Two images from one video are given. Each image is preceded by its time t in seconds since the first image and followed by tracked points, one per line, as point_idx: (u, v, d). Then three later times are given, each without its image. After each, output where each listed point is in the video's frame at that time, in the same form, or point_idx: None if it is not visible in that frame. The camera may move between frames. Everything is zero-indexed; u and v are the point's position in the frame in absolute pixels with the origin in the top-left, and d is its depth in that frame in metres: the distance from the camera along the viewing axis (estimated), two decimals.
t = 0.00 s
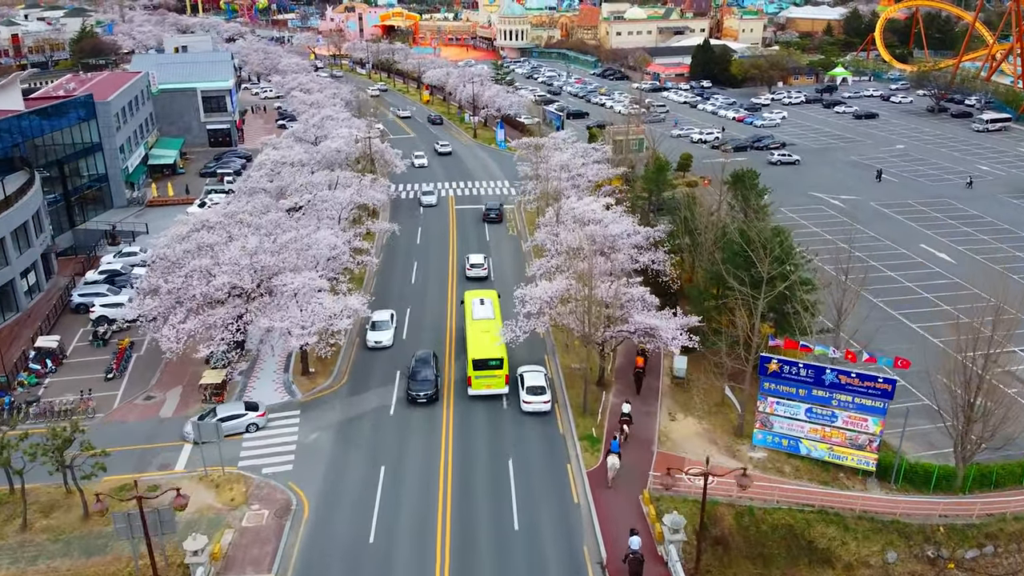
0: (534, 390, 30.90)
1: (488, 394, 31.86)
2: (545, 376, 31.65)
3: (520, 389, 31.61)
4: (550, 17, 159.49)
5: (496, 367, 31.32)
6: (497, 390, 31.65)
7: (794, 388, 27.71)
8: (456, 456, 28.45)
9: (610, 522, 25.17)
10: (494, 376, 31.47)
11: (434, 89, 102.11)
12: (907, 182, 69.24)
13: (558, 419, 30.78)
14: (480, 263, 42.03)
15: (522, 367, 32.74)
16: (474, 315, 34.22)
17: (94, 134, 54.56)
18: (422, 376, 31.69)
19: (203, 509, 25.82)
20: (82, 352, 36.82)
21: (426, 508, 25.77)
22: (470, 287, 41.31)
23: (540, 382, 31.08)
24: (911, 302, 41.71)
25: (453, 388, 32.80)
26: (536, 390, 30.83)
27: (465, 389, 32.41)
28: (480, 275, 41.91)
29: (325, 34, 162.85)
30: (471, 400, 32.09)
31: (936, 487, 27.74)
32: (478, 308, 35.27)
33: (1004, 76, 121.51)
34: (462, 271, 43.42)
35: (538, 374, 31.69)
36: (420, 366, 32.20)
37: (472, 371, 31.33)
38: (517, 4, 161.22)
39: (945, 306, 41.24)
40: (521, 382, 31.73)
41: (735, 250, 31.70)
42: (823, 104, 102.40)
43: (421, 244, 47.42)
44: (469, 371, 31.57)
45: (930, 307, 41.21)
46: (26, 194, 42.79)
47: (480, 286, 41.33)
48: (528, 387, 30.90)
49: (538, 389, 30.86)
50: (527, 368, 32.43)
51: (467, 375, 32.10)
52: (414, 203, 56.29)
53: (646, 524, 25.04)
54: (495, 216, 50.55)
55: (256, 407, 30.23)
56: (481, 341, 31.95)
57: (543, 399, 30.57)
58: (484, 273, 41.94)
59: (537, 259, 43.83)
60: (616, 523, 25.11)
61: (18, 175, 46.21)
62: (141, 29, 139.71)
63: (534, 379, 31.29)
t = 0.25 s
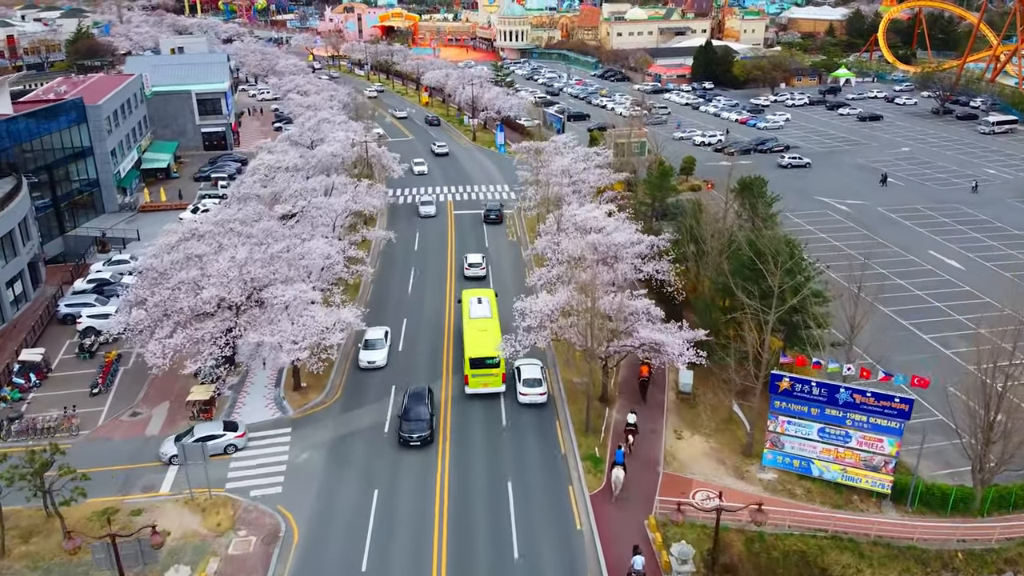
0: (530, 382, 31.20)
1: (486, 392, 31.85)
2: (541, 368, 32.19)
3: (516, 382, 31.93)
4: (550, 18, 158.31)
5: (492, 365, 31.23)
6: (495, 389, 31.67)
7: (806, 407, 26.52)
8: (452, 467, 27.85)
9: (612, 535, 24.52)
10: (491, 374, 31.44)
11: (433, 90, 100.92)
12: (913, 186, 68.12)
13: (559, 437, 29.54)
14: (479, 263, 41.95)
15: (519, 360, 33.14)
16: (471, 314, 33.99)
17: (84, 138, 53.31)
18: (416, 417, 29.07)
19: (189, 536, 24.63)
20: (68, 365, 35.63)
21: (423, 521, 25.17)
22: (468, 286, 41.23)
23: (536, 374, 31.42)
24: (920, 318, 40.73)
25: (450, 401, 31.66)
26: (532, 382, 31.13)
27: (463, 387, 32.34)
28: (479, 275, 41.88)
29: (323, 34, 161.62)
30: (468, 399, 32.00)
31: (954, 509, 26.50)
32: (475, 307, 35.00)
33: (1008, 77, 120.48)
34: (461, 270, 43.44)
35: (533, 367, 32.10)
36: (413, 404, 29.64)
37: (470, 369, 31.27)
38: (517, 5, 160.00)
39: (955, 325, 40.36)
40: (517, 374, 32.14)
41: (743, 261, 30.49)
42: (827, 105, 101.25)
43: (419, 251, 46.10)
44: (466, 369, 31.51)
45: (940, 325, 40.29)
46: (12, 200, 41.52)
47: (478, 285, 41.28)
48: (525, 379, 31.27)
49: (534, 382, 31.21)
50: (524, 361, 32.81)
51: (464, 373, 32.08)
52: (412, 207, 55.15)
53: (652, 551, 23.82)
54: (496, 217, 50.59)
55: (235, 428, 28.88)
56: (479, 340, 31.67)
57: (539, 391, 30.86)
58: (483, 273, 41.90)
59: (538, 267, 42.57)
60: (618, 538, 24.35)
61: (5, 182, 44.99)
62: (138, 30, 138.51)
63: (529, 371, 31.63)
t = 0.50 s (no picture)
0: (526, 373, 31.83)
1: (482, 389, 32.00)
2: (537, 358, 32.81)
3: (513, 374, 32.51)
4: (550, 19, 157.05)
5: (489, 363, 31.37)
6: (491, 386, 31.82)
7: (822, 430, 25.24)
8: (449, 488, 26.67)
9: (614, 561, 23.31)
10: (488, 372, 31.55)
11: (432, 92, 99.61)
12: (921, 191, 66.76)
13: (560, 458, 28.22)
14: (476, 262, 41.95)
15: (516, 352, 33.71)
16: (469, 313, 34.25)
17: (73, 143, 51.90)
18: (408, 472, 25.99)
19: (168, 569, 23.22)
20: (50, 381, 34.30)
21: (417, 545, 23.97)
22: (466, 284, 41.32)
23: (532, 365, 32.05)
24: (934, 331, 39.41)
25: (447, 419, 30.34)
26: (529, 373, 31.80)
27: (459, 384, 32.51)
28: (477, 274, 41.91)
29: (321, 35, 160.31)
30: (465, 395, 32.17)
31: (975, 537, 24.74)
32: (472, 306, 35.37)
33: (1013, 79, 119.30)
34: (459, 268, 43.38)
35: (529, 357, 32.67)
36: (404, 457, 26.58)
37: (467, 367, 31.42)
38: (517, 6, 158.73)
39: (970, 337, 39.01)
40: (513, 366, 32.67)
41: (754, 275, 29.27)
42: (831, 107, 99.96)
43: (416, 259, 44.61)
44: (463, 366, 31.65)
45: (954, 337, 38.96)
46: None
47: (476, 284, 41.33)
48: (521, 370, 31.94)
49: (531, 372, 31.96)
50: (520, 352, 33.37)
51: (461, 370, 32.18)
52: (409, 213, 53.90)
53: None
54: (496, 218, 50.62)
55: (209, 453, 27.37)
56: (474, 338, 31.97)
57: (536, 381, 31.58)
58: (481, 272, 41.91)
59: (539, 278, 41.16)
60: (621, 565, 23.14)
61: None
62: (135, 31, 137.24)
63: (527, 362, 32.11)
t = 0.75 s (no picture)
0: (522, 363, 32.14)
1: (479, 387, 31.80)
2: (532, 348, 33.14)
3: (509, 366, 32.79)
4: (551, 19, 155.85)
5: (486, 361, 31.14)
6: (488, 383, 31.58)
7: (837, 453, 24.10)
8: (446, 509, 25.60)
9: None
10: (484, 369, 31.32)
11: (431, 94, 98.42)
12: (928, 195, 65.60)
13: (562, 479, 27.07)
14: (475, 261, 42.00)
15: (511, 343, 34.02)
16: (466, 311, 34.51)
17: (62, 147, 50.68)
18: (400, 533, 23.17)
19: None
20: (34, 396, 33.09)
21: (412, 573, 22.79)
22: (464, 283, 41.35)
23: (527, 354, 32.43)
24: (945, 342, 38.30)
25: (445, 437, 29.23)
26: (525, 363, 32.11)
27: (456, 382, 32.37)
28: (475, 273, 42.01)
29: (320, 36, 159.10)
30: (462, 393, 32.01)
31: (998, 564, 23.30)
32: (470, 305, 35.55)
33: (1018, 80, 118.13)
34: (457, 267, 43.47)
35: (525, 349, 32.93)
36: (395, 514, 23.90)
37: (464, 365, 31.27)
38: (517, 7, 157.54)
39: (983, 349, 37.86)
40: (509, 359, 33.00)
41: (764, 287, 28.10)
42: (834, 109, 98.78)
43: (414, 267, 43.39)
44: (459, 364, 31.54)
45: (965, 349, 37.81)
46: None
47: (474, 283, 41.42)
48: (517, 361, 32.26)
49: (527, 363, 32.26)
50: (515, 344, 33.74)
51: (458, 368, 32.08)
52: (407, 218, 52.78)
53: None
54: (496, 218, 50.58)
55: (183, 476, 26.12)
56: (472, 335, 31.88)
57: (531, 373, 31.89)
58: (479, 271, 41.97)
59: (540, 288, 39.94)
60: None
61: None
62: (131, 31, 136.18)
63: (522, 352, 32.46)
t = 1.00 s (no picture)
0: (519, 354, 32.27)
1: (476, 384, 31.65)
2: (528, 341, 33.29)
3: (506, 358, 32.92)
4: (551, 19, 154.71)
5: (482, 358, 31.10)
6: (485, 380, 31.42)
7: (855, 480, 22.75)
8: (441, 536, 24.25)
9: None
10: (481, 366, 31.25)
11: (430, 96, 97.11)
12: (936, 200, 64.31)
13: (564, 505, 25.71)
14: (473, 260, 42.09)
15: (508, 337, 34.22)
16: (463, 309, 34.02)
17: (50, 153, 49.39)
18: None
19: None
20: (14, 414, 31.74)
21: None
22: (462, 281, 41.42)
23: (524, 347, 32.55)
24: (958, 355, 37.08)
25: (441, 458, 27.93)
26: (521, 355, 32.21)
27: (453, 379, 32.25)
28: (473, 272, 42.09)
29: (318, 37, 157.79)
30: (459, 390, 31.84)
31: None
32: (467, 302, 35.01)
33: None
34: (455, 266, 43.55)
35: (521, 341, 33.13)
36: None
37: (460, 362, 31.19)
38: (517, 7, 156.19)
39: (998, 362, 36.61)
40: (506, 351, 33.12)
41: (777, 303, 26.79)
42: (839, 111, 97.45)
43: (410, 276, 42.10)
44: (456, 361, 31.43)
45: (981, 363, 36.52)
46: None
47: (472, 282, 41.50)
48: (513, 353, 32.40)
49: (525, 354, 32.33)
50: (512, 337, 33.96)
51: (455, 365, 31.93)
52: (404, 224, 51.57)
53: None
54: (496, 218, 50.51)
55: (149, 506, 24.66)
56: (468, 333, 31.77)
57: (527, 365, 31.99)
58: (477, 269, 42.12)
59: (540, 301, 38.74)
60: None
61: None
62: (128, 32, 135.05)
63: (520, 346, 32.62)
